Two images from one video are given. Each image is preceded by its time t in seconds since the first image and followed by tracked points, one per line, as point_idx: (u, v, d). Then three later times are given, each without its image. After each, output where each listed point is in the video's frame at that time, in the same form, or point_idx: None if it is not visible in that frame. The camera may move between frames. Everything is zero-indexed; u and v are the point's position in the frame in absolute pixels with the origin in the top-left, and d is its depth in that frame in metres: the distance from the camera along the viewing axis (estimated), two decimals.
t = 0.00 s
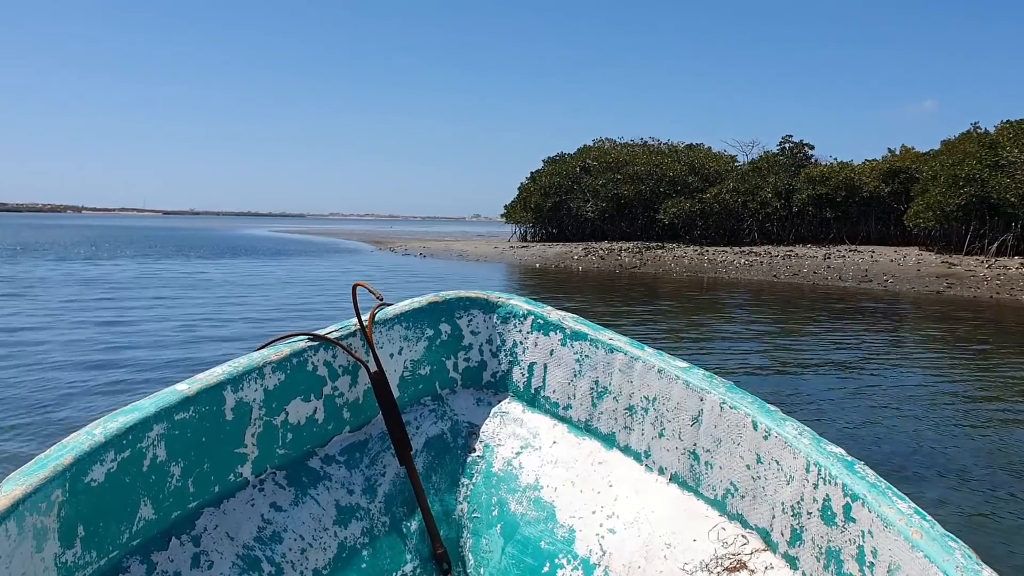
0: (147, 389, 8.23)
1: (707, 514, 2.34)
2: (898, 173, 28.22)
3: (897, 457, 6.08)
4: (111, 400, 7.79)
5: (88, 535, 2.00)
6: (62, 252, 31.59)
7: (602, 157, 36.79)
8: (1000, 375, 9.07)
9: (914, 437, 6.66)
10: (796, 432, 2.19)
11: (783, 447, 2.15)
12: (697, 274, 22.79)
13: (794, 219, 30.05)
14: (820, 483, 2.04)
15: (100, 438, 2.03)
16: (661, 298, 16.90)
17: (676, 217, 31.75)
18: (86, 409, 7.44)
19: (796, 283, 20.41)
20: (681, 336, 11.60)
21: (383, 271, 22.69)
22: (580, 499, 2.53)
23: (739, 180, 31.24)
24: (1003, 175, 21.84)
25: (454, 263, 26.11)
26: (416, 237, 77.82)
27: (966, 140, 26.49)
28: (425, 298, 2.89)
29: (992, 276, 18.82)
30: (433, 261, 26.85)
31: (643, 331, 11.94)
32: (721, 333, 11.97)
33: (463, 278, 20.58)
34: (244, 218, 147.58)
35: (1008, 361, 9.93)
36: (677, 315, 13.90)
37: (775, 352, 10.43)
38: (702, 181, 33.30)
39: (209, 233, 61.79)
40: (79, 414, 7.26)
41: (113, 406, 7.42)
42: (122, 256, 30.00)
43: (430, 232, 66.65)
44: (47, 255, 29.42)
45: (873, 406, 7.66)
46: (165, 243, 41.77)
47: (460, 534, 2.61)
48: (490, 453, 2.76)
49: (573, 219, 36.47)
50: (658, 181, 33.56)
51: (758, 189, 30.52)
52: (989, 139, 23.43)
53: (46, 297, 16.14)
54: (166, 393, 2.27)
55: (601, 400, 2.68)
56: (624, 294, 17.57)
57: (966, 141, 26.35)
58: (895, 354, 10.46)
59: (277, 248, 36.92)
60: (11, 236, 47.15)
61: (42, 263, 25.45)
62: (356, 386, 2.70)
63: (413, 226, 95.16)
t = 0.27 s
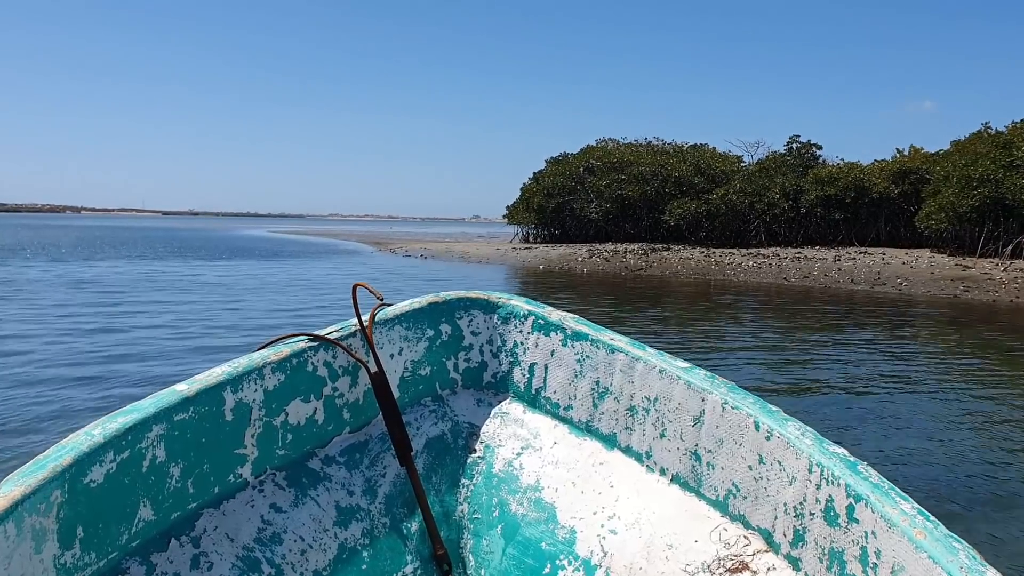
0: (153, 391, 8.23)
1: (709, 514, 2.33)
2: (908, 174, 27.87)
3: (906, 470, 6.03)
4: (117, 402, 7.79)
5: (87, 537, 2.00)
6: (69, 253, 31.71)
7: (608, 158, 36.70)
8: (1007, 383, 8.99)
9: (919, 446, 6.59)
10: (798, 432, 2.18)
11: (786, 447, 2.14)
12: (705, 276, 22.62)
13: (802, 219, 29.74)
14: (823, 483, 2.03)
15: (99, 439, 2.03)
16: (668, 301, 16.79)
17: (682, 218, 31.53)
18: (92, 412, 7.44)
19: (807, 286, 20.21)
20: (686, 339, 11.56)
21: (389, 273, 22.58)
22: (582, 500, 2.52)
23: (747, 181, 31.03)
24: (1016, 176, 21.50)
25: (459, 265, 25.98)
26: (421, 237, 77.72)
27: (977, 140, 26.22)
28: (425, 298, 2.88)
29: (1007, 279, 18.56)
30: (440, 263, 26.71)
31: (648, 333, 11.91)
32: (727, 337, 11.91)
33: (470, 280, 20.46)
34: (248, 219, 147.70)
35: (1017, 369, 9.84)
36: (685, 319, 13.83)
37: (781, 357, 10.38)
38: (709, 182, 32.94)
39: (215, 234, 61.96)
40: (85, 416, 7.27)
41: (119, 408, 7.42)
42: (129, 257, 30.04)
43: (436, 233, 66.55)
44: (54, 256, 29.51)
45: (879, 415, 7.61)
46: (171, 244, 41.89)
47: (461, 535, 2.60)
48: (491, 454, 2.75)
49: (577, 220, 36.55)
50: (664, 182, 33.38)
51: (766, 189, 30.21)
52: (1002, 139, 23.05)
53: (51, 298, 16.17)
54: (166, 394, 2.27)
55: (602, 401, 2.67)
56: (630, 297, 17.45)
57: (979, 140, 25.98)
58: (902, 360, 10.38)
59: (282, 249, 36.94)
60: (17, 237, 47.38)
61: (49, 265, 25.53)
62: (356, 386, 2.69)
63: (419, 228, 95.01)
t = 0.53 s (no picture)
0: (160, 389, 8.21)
1: (707, 514, 2.34)
2: (921, 172, 27.25)
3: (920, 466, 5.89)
4: (124, 399, 7.78)
5: (87, 534, 2.01)
6: (77, 252, 31.82)
7: (614, 156, 36.39)
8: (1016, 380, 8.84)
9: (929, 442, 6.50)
10: (796, 432, 2.19)
11: (784, 447, 2.15)
12: (715, 278, 22.29)
13: (812, 219, 28.90)
14: (820, 484, 2.04)
15: (100, 436, 2.04)
16: (675, 302, 16.55)
17: (689, 218, 30.99)
18: (99, 410, 7.44)
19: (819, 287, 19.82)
20: (693, 339, 11.46)
21: (395, 274, 22.38)
22: (580, 499, 2.52)
23: (755, 181, 30.18)
24: None
25: (466, 266, 25.71)
26: (428, 237, 77.43)
27: (991, 139, 25.75)
28: (425, 298, 2.89)
29: None
30: (446, 264, 26.42)
31: (655, 333, 11.83)
32: (735, 336, 11.81)
33: (476, 281, 20.24)
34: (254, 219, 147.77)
35: None
36: (693, 319, 13.68)
37: (788, 356, 10.28)
38: (716, 181, 32.20)
39: (221, 234, 62.01)
40: (91, 415, 7.26)
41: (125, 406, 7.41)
42: (136, 257, 30.04)
43: (443, 233, 66.26)
44: (63, 255, 29.60)
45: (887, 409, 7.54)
46: (179, 243, 42.00)
47: (460, 534, 2.60)
48: (490, 453, 2.76)
49: (582, 220, 36.66)
50: (671, 181, 32.84)
51: (775, 188, 29.46)
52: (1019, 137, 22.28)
53: (56, 298, 16.18)
54: (167, 392, 2.28)
55: (601, 401, 2.67)
56: (638, 298, 17.21)
57: (996, 138, 25.19)
58: (913, 359, 10.21)
59: (289, 249, 36.89)
60: (24, 236, 47.60)
61: (59, 264, 25.57)
62: (356, 385, 2.69)
63: (428, 228, 94.66)
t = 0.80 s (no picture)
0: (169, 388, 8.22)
1: (703, 512, 2.35)
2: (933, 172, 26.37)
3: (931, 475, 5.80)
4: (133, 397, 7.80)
5: (86, 529, 2.02)
6: (85, 251, 31.93)
7: (620, 155, 36.16)
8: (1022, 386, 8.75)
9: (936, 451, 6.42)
10: (792, 430, 2.20)
11: (779, 446, 2.16)
12: (725, 280, 22.00)
13: (821, 219, 28.40)
14: (815, 482, 2.05)
15: (99, 432, 2.05)
16: (684, 304, 16.31)
17: (696, 219, 30.56)
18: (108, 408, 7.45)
19: (831, 289, 19.44)
20: (699, 340, 11.39)
21: (401, 275, 22.17)
22: (576, 497, 2.53)
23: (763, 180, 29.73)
24: None
25: (471, 267, 25.48)
26: (434, 237, 77.16)
27: (1004, 138, 25.17)
28: (423, 296, 2.90)
29: None
30: (451, 265, 26.13)
31: (660, 335, 11.78)
32: (741, 338, 11.72)
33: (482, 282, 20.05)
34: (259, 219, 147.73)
35: None
36: (700, 321, 13.56)
37: (795, 359, 10.20)
38: (724, 180, 31.68)
39: (227, 233, 62.08)
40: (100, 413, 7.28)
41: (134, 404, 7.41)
42: (143, 256, 30.06)
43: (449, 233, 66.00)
44: (70, 253, 29.67)
45: (892, 415, 7.48)
46: (185, 242, 42.08)
47: (457, 531, 2.61)
48: (487, 451, 2.77)
49: (586, 220, 36.80)
50: (677, 180, 32.36)
51: (784, 187, 28.99)
52: None
53: (61, 297, 16.20)
54: (165, 388, 2.29)
55: (598, 399, 2.68)
56: (646, 300, 17.01)
57: (1011, 138, 24.32)
58: (923, 362, 10.07)
59: (296, 249, 36.86)
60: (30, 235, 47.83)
61: (67, 263, 25.64)
62: (354, 383, 2.70)
63: (436, 228, 94.31)
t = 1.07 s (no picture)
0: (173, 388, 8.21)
1: (693, 512, 2.36)
2: (945, 172, 26.01)
3: (936, 486, 5.77)
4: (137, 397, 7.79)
5: (76, 527, 2.03)
6: (90, 250, 31.92)
7: (625, 155, 35.91)
8: None
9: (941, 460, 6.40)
10: (781, 430, 2.21)
11: (768, 446, 2.17)
12: (733, 281, 21.75)
13: (828, 220, 28.03)
14: (804, 482, 2.06)
15: (89, 430, 2.05)
16: (690, 305, 16.11)
17: (702, 219, 30.25)
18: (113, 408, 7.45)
19: (840, 291, 19.13)
20: (702, 342, 11.36)
21: (404, 276, 22.00)
22: (567, 496, 2.54)
23: (771, 181, 29.47)
24: None
25: (474, 268, 25.33)
26: (439, 237, 76.89)
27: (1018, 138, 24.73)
28: (416, 295, 2.89)
29: None
30: (455, 266, 25.91)
31: (663, 336, 11.73)
32: (745, 342, 11.66)
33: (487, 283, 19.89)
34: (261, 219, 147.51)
35: None
36: (704, 322, 13.49)
37: (798, 363, 10.15)
38: (730, 181, 31.46)
39: (231, 232, 62.11)
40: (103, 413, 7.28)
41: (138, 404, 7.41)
42: (148, 256, 30.03)
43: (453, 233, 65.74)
44: (75, 253, 29.68)
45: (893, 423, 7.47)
46: (189, 242, 42.09)
47: (448, 530, 2.62)
48: (479, 450, 2.77)
49: (589, 220, 36.68)
50: (682, 180, 32.17)
51: (792, 187, 28.73)
52: None
53: (63, 296, 16.20)
54: (156, 386, 2.29)
55: (589, 398, 2.68)
56: (652, 300, 16.83)
57: (1023, 137, 23.70)
58: (928, 368, 9.97)
59: (300, 249, 36.79)
60: (34, 234, 47.93)
61: (72, 262, 25.64)
62: (345, 381, 2.70)
63: (442, 228, 93.98)
